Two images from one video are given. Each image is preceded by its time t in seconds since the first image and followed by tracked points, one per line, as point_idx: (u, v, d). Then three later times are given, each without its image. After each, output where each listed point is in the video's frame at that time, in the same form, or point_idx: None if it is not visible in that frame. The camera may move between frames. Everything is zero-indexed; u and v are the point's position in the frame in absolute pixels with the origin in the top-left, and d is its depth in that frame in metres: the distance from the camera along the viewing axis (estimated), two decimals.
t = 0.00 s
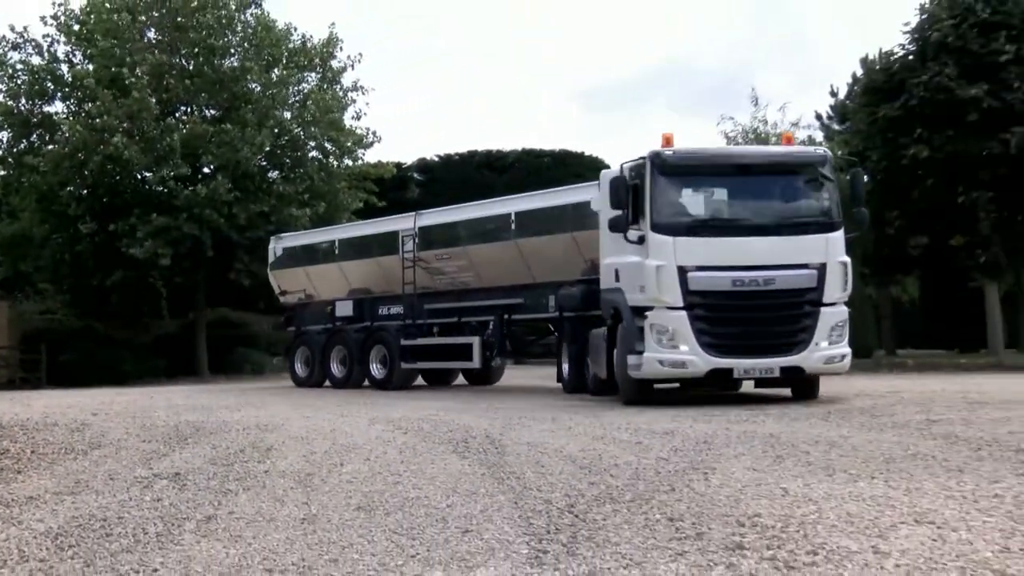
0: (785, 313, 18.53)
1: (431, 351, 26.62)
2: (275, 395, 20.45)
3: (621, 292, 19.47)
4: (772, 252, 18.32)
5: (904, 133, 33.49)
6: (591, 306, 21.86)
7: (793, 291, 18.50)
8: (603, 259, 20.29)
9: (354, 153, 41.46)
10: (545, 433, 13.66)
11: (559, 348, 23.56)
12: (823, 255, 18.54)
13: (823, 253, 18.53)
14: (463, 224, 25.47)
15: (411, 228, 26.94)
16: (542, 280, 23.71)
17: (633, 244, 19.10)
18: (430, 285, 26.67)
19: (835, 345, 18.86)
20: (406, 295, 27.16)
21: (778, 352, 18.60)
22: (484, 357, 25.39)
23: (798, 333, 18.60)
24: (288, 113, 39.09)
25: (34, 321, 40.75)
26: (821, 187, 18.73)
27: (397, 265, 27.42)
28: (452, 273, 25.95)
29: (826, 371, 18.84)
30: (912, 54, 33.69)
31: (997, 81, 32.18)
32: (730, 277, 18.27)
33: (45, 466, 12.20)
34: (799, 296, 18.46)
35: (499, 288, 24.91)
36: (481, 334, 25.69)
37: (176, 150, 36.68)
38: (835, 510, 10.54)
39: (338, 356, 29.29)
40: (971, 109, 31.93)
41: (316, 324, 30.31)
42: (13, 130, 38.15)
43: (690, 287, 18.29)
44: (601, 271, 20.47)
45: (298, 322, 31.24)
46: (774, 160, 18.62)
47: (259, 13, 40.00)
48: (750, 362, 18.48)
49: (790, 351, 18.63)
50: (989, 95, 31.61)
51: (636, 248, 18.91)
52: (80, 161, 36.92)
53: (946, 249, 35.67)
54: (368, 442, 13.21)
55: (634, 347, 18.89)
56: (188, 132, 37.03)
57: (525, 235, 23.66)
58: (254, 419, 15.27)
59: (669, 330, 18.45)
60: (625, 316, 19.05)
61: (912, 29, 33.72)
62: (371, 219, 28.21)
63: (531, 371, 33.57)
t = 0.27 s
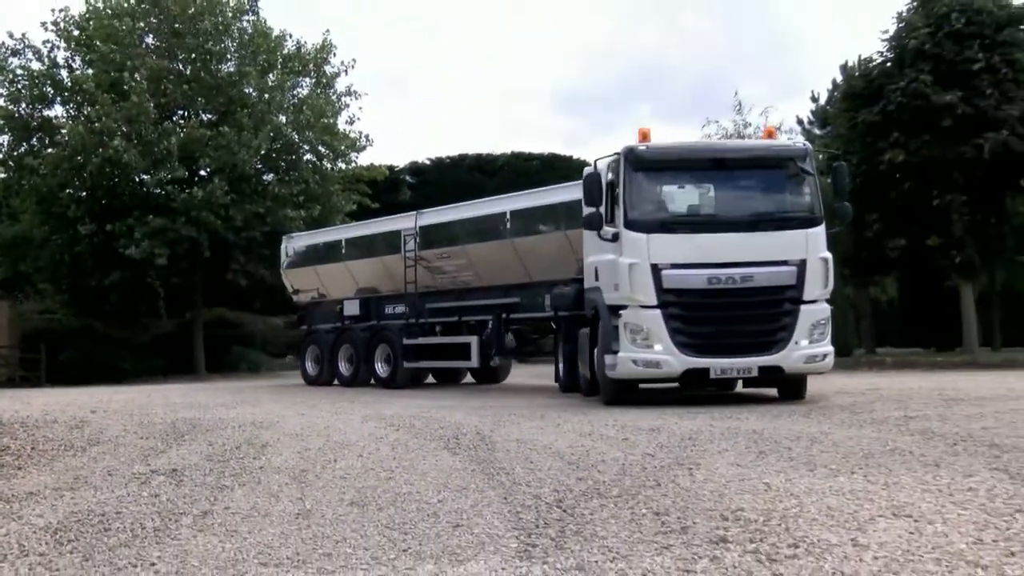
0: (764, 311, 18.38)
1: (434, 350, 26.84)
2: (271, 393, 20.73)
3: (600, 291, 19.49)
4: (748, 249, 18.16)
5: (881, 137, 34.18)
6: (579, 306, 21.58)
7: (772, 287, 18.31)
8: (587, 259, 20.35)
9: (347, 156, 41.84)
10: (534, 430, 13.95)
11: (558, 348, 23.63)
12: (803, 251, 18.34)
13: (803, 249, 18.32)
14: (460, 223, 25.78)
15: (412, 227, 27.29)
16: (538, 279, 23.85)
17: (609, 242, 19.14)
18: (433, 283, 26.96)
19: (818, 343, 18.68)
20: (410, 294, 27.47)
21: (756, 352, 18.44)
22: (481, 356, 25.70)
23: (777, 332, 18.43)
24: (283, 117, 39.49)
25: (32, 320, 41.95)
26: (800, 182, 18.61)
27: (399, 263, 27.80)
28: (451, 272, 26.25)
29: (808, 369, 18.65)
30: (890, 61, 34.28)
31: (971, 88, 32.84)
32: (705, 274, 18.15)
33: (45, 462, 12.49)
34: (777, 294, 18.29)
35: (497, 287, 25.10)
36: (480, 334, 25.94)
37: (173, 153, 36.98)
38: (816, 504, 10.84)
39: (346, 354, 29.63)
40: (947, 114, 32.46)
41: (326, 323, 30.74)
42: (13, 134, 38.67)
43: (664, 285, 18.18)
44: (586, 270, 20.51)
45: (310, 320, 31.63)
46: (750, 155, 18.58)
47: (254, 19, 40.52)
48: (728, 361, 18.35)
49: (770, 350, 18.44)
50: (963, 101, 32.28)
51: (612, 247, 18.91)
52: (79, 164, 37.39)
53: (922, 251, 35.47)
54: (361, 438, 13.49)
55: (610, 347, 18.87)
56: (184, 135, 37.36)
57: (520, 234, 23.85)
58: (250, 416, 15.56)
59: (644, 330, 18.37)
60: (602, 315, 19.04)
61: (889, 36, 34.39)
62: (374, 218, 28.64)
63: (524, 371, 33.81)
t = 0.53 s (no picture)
0: (751, 309, 18.21)
1: (439, 348, 26.95)
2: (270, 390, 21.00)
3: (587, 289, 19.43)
4: (737, 243, 17.96)
5: (868, 140, 34.69)
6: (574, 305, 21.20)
7: (760, 285, 18.12)
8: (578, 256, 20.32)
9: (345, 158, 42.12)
10: (527, 427, 14.20)
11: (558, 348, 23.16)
12: (793, 247, 18.10)
13: (793, 244, 18.08)
14: (463, 221, 26.10)
15: (417, 225, 27.70)
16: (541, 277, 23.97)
17: (596, 238, 19.10)
18: (439, 282, 27.25)
19: (810, 342, 18.45)
20: (418, 293, 27.70)
21: (744, 351, 18.28)
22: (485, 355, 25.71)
23: (765, 330, 18.27)
24: (282, 120, 39.78)
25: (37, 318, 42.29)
26: (793, 174, 18.40)
27: (406, 262, 28.22)
28: (456, 270, 26.53)
29: (801, 369, 18.46)
30: (876, 67, 34.80)
31: (954, 93, 33.32)
32: (691, 270, 17.97)
33: (50, 458, 12.77)
34: (767, 291, 18.11)
35: (501, 285, 25.24)
36: (483, 333, 25.98)
37: (175, 156, 37.19)
38: (805, 499, 11.08)
39: (358, 352, 29.97)
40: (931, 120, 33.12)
41: (340, 321, 31.16)
42: (18, 136, 39.09)
43: (648, 282, 18.02)
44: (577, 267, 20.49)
45: (326, 318, 32.19)
46: (741, 147, 18.43)
47: (254, 24, 40.82)
48: (714, 360, 18.20)
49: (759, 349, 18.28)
50: (948, 107, 32.79)
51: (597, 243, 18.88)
52: (82, 166, 37.83)
53: (909, 253, 35.63)
54: (358, 434, 13.75)
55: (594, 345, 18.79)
56: (186, 137, 37.72)
57: (519, 231, 24.05)
58: (250, 413, 15.83)
59: (628, 329, 18.26)
60: (588, 312, 18.98)
61: (875, 42, 34.75)
62: (381, 217, 29.13)
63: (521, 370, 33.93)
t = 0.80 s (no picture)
0: (749, 307, 18.05)
1: (445, 348, 27.14)
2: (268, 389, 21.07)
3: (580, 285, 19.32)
4: (733, 237, 17.80)
5: (863, 142, 34.83)
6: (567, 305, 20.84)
7: (759, 280, 17.97)
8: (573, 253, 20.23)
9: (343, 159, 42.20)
10: (524, 426, 14.28)
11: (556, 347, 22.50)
12: (794, 241, 17.90)
13: (794, 238, 17.88)
14: (464, 218, 26.13)
15: (421, 223, 27.81)
16: (543, 275, 23.85)
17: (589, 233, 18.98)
18: (444, 281, 27.33)
19: (811, 341, 18.23)
20: (425, 292, 27.86)
21: (741, 351, 18.13)
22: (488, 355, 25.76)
23: (763, 329, 18.10)
24: (281, 121, 39.85)
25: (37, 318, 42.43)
26: (793, 165, 18.19)
27: (411, 260, 28.34)
28: (459, 268, 26.53)
29: (802, 369, 18.23)
30: (870, 68, 34.92)
31: (947, 95, 33.47)
32: (686, 265, 17.84)
33: (50, 456, 12.88)
34: (766, 288, 17.98)
35: (504, 283, 25.19)
36: (486, 333, 26.01)
37: (174, 156, 37.33)
38: (799, 498, 11.17)
39: (367, 352, 30.19)
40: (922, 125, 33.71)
41: (351, 321, 31.43)
42: (18, 137, 39.23)
43: (641, 278, 17.91)
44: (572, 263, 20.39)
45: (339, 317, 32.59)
46: (740, 137, 18.25)
47: (253, 26, 40.90)
48: (710, 360, 18.05)
49: (758, 348, 18.10)
50: (941, 109, 33.00)
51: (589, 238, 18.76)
52: (82, 167, 37.95)
53: (904, 254, 35.70)
54: (356, 433, 13.83)
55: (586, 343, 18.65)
56: (186, 138, 37.85)
57: (519, 228, 24.00)
58: (249, 412, 15.92)
59: (620, 327, 18.10)
60: (580, 309, 18.86)
61: (868, 44, 34.88)
62: (387, 216, 29.32)
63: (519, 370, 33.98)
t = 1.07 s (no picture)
0: (745, 306, 17.75)
1: (441, 348, 27.11)
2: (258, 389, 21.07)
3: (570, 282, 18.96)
4: (728, 232, 17.52)
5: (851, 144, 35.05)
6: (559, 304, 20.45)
7: (756, 278, 17.67)
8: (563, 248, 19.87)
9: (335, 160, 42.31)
10: (515, 426, 14.36)
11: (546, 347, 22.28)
12: (793, 237, 17.63)
13: (793, 234, 17.62)
14: (460, 214, 26.20)
15: (419, 221, 28.00)
16: (537, 273, 23.74)
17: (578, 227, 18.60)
18: (442, 280, 27.41)
19: (810, 342, 17.98)
20: (424, 291, 27.94)
21: (737, 352, 17.85)
22: (483, 355, 25.64)
23: (761, 329, 17.82)
24: (272, 121, 39.94)
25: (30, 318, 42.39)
26: (793, 157, 17.95)
27: (410, 258, 28.51)
28: (456, 266, 26.56)
29: (801, 371, 17.95)
30: (858, 71, 35.12)
31: (933, 98, 33.61)
32: (680, 261, 17.52)
33: (41, 456, 12.92)
34: (764, 286, 17.70)
35: (499, 281, 25.08)
36: (482, 333, 25.91)
37: (168, 157, 37.47)
38: (787, 496, 11.27)
39: (369, 352, 30.33)
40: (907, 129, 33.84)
41: (355, 320, 31.65)
42: (10, 137, 39.29)
43: (631, 274, 17.59)
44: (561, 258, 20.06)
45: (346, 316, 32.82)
46: (740, 128, 17.99)
47: (245, 27, 40.95)
48: (705, 361, 17.77)
49: (756, 349, 17.82)
50: (927, 111, 33.21)
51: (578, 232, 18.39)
52: (74, 167, 37.97)
53: (891, 255, 36.01)
54: (347, 432, 13.90)
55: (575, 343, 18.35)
56: (179, 138, 37.91)
57: (513, 225, 23.97)
58: (239, 412, 15.98)
59: (610, 327, 17.79)
60: (569, 308, 18.54)
61: (856, 47, 35.11)
62: (387, 214, 29.62)
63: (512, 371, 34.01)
